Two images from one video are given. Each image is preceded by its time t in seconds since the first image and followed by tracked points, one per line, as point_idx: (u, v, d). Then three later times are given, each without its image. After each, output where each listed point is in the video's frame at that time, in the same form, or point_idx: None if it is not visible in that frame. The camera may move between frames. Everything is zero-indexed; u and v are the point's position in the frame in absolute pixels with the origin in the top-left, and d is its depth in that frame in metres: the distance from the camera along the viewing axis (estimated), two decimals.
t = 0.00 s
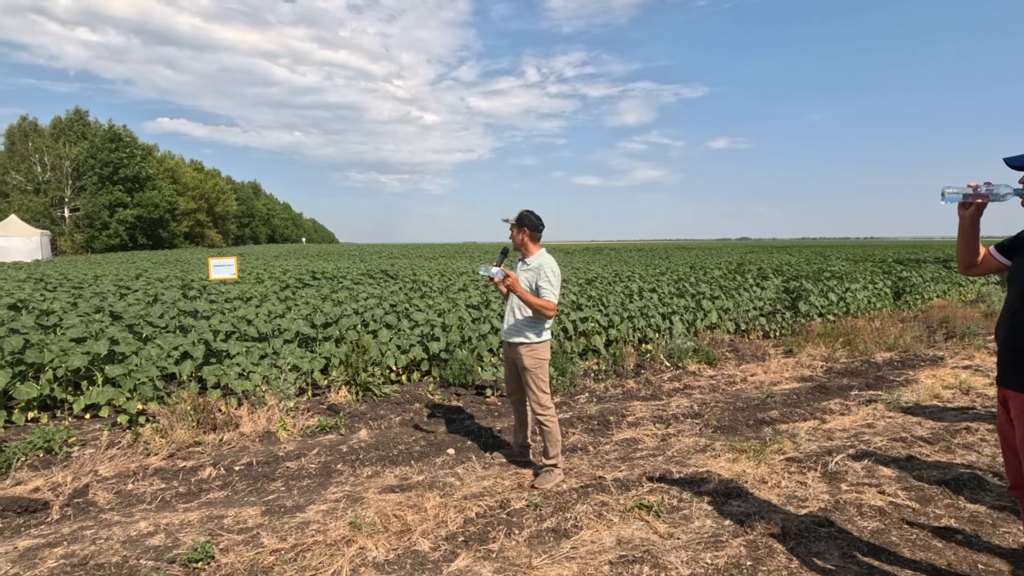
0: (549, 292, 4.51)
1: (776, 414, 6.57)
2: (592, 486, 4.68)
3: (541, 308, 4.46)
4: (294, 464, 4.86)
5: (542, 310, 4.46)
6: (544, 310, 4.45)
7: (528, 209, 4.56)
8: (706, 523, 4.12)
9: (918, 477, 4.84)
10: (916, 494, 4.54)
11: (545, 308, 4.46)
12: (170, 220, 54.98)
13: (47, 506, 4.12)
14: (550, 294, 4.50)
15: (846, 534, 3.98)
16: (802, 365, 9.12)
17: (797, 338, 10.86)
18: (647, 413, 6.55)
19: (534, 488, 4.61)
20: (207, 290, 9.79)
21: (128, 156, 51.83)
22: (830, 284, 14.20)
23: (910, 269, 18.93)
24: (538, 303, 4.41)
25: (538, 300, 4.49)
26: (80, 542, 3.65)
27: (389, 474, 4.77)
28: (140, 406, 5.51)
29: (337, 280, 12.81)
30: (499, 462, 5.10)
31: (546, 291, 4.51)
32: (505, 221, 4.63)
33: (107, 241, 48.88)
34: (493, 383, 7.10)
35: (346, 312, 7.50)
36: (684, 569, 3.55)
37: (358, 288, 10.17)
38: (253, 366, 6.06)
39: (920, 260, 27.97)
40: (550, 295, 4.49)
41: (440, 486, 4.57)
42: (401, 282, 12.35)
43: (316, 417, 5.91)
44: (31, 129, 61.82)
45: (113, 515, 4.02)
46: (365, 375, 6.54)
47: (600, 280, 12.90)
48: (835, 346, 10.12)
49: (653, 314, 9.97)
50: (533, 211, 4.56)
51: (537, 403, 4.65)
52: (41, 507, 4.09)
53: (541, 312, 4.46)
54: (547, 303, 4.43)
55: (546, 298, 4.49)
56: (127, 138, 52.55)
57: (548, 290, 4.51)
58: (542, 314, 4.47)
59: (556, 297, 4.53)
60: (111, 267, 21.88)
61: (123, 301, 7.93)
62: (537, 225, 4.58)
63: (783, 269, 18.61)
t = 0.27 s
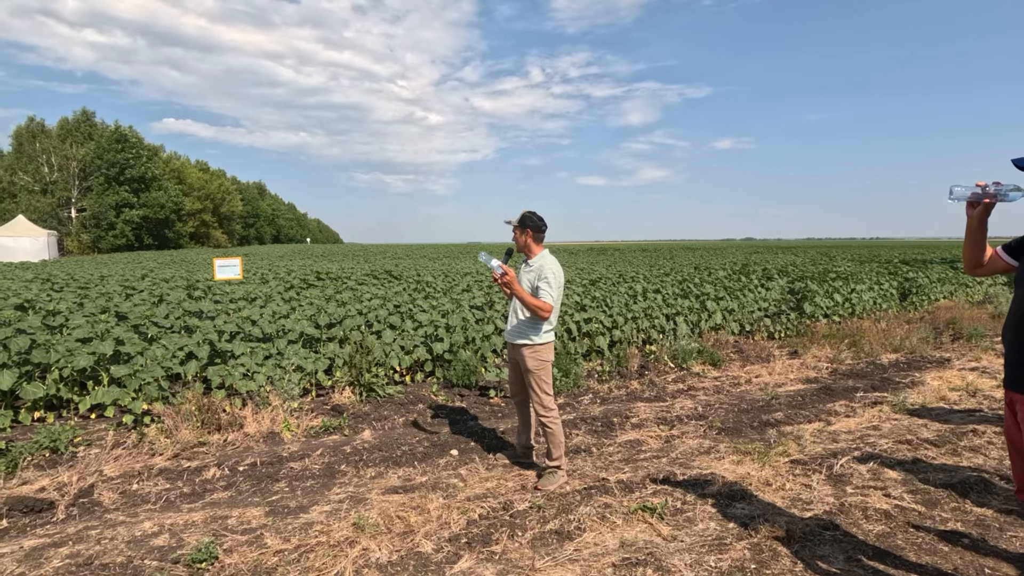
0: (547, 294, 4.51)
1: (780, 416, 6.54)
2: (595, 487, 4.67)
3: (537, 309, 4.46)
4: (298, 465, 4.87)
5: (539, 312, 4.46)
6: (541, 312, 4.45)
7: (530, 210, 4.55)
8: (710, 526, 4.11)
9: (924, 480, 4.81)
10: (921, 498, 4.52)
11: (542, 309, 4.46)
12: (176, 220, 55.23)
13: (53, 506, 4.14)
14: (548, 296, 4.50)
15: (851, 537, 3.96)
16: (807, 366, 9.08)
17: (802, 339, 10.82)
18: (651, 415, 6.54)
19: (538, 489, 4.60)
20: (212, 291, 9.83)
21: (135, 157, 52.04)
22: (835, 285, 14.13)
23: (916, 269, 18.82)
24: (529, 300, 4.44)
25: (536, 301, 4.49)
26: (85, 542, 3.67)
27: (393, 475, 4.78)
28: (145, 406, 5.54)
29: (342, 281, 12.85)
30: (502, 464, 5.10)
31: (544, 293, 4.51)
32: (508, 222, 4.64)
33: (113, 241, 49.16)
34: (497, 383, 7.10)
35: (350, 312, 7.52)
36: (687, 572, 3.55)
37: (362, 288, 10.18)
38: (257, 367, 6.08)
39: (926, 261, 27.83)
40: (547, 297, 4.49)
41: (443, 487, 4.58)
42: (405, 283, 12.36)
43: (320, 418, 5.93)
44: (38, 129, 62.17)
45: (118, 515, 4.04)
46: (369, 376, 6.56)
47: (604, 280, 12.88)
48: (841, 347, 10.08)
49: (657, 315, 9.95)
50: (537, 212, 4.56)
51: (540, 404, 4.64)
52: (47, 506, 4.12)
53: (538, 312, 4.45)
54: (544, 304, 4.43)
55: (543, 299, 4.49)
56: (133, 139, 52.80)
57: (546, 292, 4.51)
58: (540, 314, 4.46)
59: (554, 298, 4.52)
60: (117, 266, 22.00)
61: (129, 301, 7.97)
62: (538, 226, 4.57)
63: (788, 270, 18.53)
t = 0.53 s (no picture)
0: (548, 293, 4.50)
1: (785, 416, 6.52)
2: (599, 487, 4.67)
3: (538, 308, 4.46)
4: (302, 464, 4.88)
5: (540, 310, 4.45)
6: (542, 311, 4.44)
7: (533, 209, 4.55)
8: (713, 526, 4.10)
9: (929, 480, 4.79)
10: (927, 498, 4.49)
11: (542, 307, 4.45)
12: (181, 220, 55.43)
13: (59, 503, 4.16)
14: (551, 295, 4.49)
15: (856, 537, 3.95)
16: (811, 366, 9.06)
17: (806, 340, 10.79)
18: (654, 415, 6.53)
19: (541, 489, 4.60)
20: (217, 290, 9.86)
21: (140, 158, 52.23)
22: (840, 285, 14.08)
23: (921, 270, 18.74)
24: (529, 297, 4.44)
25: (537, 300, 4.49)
26: (90, 539, 3.69)
27: (396, 474, 4.78)
28: (150, 405, 5.56)
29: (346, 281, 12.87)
30: (506, 463, 5.11)
31: (546, 292, 4.50)
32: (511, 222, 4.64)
33: (118, 241, 49.40)
34: (500, 383, 7.10)
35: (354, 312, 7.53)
36: (691, 572, 3.54)
37: (366, 288, 10.20)
38: (261, 366, 6.10)
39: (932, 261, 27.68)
40: (549, 296, 4.48)
41: (446, 487, 4.58)
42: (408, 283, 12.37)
43: (323, 417, 5.94)
44: (44, 130, 62.51)
45: (123, 513, 4.05)
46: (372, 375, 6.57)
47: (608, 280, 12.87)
48: (845, 348, 10.04)
49: (661, 315, 9.94)
50: (539, 211, 4.55)
51: (543, 403, 4.64)
52: (53, 504, 4.14)
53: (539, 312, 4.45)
54: (545, 303, 4.42)
55: (545, 298, 4.49)
56: (139, 139, 53.02)
57: (548, 291, 4.50)
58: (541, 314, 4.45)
59: (556, 298, 4.50)
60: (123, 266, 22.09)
61: (133, 300, 8.00)
62: (541, 225, 4.57)
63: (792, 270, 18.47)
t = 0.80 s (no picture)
0: (551, 293, 4.49)
1: (789, 417, 6.49)
2: (602, 488, 4.66)
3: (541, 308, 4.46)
4: (305, 464, 4.89)
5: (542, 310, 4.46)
6: (545, 311, 4.44)
7: (535, 209, 4.54)
8: (717, 527, 4.08)
9: (936, 482, 4.76)
10: (933, 501, 4.46)
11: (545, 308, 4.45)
12: (186, 220, 55.67)
13: (64, 502, 4.18)
14: (554, 295, 4.49)
15: (861, 540, 3.92)
16: (816, 367, 9.02)
17: (811, 340, 10.74)
18: (658, 415, 6.51)
19: (544, 489, 4.59)
20: (222, 290, 9.88)
21: (146, 158, 52.46)
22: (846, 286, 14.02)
23: (928, 270, 18.63)
24: (530, 296, 4.46)
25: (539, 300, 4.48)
26: (95, 538, 3.70)
27: (399, 474, 4.78)
28: (154, 404, 5.59)
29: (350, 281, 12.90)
30: (509, 463, 5.10)
31: (548, 292, 4.50)
32: (513, 221, 4.64)
33: (125, 241, 49.66)
34: (503, 384, 7.09)
35: (358, 312, 7.55)
36: (695, 573, 3.52)
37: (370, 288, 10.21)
38: (265, 366, 6.11)
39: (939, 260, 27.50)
40: (551, 296, 4.48)
41: (449, 487, 4.58)
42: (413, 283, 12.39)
43: (327, 417, 5.95)
44: (51, 131, 62.86)
45: (127, 512, 4.07)
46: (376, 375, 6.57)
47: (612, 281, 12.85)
48: (851, 349, 10.00)
49: (665, 315, 9.91)
50: (542, 211, 4.55)
51: (546, 404, 4.63)
52: (58, 503, 4.15)
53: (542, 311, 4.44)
54: (548, 303, 4.42)
55: (547, 298, 4.48)
56: (144, 140, 53.27)
57: (550, 291, 4.50)
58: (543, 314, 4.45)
59: (559, 298, 4.50)
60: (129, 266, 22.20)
61: (139, 300, 8.05)
62: (543, 225, 4.56)
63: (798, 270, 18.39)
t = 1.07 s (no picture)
0: (554, 293, 4.49)
1: (793, 418, 6.47)
2: (605, 488, 4.65)
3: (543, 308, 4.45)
4: (309, 464, 4.90)
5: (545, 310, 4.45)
6: (547, 311, 4.44)
7: (541, 210, 4.54)
8: (721, 528, 4.07)
9: (941, 484, 4.73)
10: (938, 502, 4.44)
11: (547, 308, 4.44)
12: (190, 220, 55.85)
13: (68, 501, 4.20)
14: (556, 295, 4.49)
15: (866, 541, 3.91)
16: (820, 368, 8.99)
17: (815, 341, 10.71)
18: (661, 416, 6.50)
19: (547, 490, 4.59)
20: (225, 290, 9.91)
21: (150, 158, 52.67)
22: (850, 286, 13.98)
23: (933, 270, 18.55)
24: (530, 300, 4.44)
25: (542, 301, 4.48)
26: (99, 537, 3.71)
27: (402, 475, 4.79)
28: (158, 404, 5.61)
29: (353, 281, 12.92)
30: (512, 464, 5.10)
31: (552, 293, 4.50)
32: (518, 221, 4.63)
33: (129, 241, 49.85)
34: (506, 384, 7.09)
35: (361, 312, 7.56)
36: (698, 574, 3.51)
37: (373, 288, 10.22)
38: (269, 366, 6.13)
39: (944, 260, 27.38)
40: (554, 297, 4.47)
41: (452, 487, 4.58)
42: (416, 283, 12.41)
43: (330, 417, 5.96)
44: (56, 131, 63.14)
45: (131, 511, 4.08)
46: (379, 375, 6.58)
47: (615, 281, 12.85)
48: (855, 349, 9.96)
49: (668, 315, 9.90)
50: (547, 212, 4.55)
51: (549, 404, 4.63)
52: (62, 502, 4.17)
53: (544, 311, 4.44)
54: (550, 304, 4.42)
55: (550, 299, 4.48)
56: (149, 140, 53.47)
57: (553, 291, 4.49)
58: (547, 314, 4.45)
59: (561, 298, 4.50)
60: (134, 266, 22.28)
61: (143, 300, 8.08)
62: (547, 225, 4.56)
63: (802, 270, 18.33)
